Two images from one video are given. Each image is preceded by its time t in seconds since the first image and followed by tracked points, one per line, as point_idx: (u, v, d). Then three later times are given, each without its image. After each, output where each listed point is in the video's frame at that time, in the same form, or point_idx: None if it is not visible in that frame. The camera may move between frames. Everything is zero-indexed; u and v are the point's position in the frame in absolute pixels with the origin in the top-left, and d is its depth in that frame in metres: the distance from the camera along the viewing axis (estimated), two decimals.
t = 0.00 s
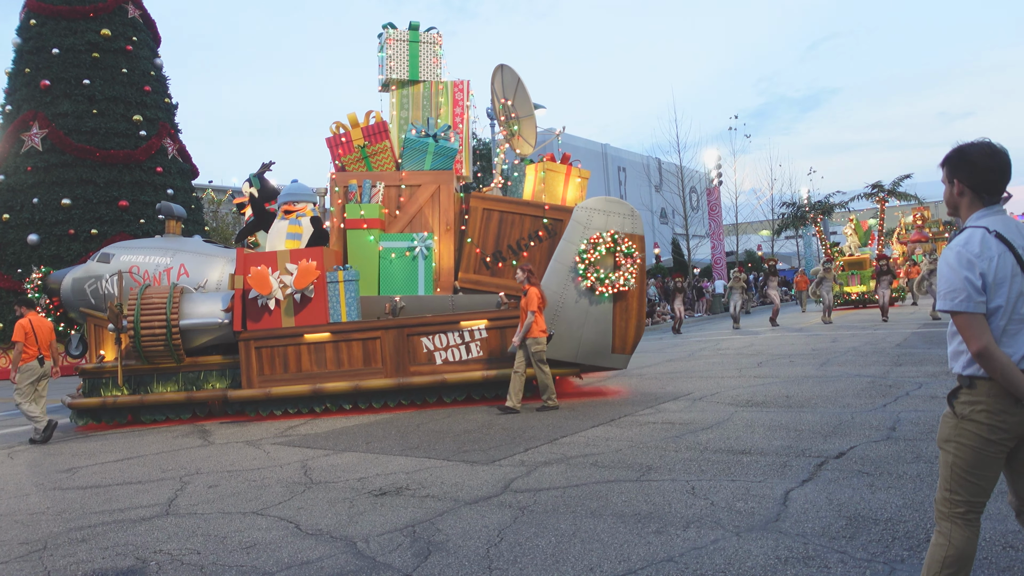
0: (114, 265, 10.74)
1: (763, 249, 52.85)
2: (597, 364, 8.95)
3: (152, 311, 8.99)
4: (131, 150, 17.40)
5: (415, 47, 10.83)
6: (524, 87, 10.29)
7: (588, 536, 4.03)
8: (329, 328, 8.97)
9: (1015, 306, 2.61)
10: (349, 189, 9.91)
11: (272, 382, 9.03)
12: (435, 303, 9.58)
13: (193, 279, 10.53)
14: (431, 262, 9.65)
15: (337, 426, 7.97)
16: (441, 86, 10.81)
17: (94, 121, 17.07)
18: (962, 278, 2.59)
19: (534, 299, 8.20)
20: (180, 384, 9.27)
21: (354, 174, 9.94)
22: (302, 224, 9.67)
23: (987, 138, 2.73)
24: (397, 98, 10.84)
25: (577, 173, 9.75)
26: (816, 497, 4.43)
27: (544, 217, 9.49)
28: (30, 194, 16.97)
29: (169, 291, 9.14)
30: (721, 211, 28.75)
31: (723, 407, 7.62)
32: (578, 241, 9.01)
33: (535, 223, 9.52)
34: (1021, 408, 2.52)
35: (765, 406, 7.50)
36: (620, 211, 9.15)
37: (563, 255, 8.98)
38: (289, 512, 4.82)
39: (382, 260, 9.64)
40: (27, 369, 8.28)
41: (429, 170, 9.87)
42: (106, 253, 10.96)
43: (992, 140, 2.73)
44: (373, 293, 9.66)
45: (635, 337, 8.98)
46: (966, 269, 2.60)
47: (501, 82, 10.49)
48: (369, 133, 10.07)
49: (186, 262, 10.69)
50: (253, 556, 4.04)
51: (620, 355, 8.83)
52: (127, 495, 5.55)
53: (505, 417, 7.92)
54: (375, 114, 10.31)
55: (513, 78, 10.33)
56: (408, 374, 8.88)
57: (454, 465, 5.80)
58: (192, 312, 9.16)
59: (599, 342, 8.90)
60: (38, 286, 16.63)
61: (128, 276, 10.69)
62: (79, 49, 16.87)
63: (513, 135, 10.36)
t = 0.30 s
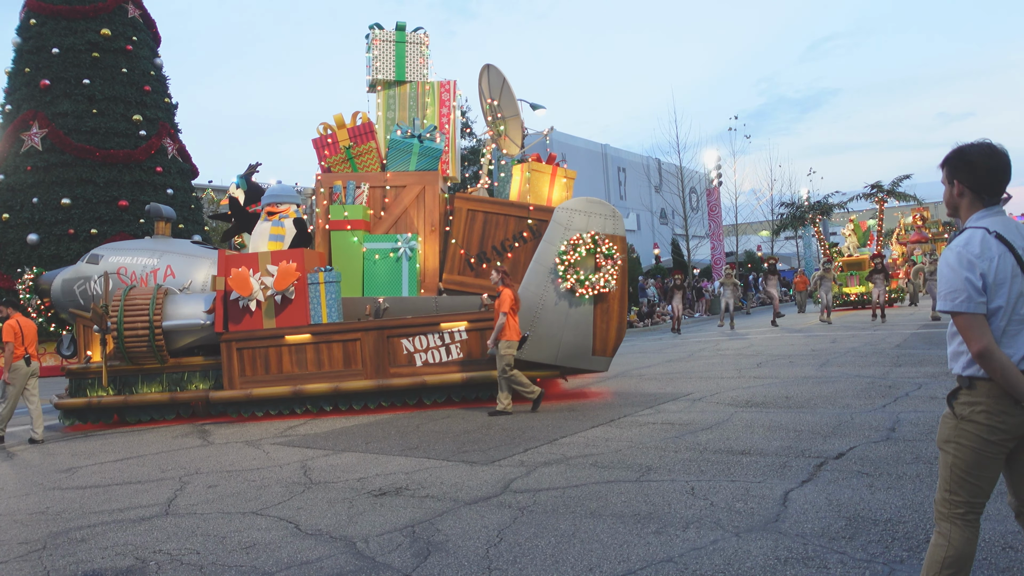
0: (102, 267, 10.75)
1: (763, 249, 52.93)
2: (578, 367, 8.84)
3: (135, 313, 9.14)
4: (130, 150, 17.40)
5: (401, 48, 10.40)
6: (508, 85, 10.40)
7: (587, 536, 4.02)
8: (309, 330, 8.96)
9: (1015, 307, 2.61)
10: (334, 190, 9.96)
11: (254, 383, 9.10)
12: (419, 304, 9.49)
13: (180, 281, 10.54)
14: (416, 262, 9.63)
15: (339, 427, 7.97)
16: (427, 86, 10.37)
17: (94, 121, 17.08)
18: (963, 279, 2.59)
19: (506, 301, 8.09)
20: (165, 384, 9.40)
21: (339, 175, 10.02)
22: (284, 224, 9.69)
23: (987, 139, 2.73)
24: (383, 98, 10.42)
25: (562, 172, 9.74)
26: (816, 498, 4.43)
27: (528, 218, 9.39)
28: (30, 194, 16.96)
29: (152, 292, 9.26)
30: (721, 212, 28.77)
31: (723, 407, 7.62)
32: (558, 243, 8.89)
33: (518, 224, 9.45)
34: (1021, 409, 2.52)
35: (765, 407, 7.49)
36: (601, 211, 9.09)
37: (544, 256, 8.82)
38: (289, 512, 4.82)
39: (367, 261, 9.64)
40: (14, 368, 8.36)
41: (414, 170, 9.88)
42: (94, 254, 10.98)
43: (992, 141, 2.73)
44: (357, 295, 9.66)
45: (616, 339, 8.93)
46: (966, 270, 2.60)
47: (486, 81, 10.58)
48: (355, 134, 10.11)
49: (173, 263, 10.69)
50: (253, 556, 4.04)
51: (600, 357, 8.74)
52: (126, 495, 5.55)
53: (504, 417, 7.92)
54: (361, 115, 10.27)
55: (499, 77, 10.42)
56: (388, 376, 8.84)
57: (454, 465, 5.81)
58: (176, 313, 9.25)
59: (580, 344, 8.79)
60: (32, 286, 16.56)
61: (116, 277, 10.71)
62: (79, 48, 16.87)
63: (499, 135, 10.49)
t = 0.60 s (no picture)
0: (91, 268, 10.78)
1: (763, 250, 52.80)
2: (559, 369, 8.75)
3: (119, 315, 9.22)
4: (131, 150, 17.41)
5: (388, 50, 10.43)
6: (495, 87, 10.37)
7: (588, 537, 4.02)
8: (291, 331, 8.99)
9: (1015, 309, 2.61)
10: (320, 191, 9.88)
11: (236, 385, 9.14)
12: (402, 305, 9.48)
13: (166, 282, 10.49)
14: (400, 264, 9.60)
15: (338, 427, 8.00)
16: (413, 87, 10.37)
17: (95, 121, 17.08)
18: (963, 280, 2.59)
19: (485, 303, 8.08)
20: (150, 385, 9.45)
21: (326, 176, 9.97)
22: (267, 226, 9.68)
23: (987, 139, 2.74)
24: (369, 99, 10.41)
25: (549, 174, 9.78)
26: (816, 499, 4.42)
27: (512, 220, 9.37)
28: (30, 194, 16.97)
29: (136, 293, 9.33)
30: (721, 213, 28.78)
31: (723, 408, 7.62)
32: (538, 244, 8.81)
33: (503, 226, 9.41)
34: (1021, 410, 2.53)
35: (766, 408, 7.49)
36: (582, 212, 9.00)
37: (523, 258, 8.76)
38: (288, 513, 4.82)
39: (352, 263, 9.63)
40: None
41: (400, 172, 9.84)
42: (85, 256, 11.02)
43: (993, 143, 2.73)
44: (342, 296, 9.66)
45: (597, 342, 8.80)
46: (967, 271, 2.60)
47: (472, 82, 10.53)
48: (341, 136, 10.08)
49: (160, 264, 10.66)
50: (253, 556, 4.04)
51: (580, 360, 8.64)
52: (126, 495, 5.55)
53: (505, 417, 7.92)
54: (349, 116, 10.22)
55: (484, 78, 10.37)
56: (368, 377, 8.84)
57: (454, 466, 5.81)
58: (159, 315, 9.33)
59: (561, 347, 8.70)
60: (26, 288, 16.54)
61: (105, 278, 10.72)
62: (79, 49, 16.87)
63: (486, 136, 10.60)
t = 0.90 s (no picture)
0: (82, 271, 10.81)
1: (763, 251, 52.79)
2: (539, 372, 8.72)
3: (105, 317, 9.32)
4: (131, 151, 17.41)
5: (375, 51, 10.41)
6: (479, 87, 10.44)
7: (589, 538, 4.02)
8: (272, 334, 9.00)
9: (1017, 309, 2.61)
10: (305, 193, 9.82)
11: (219, 387, 9.19)
12: (386, 308, 9.45)
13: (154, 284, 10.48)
14: (385, 267, 9.49)
15: (340, 429, 7.95)
16: (400, 88, 10.35)
17: (95, 122, 17.09)
18: (965, 280, 2.59)
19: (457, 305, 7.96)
20: (136, 387, 9.51)
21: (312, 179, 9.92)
22: (250, 229, 9.79)
23: (988, 140, 2.74)
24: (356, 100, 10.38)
25: (535, 176, 9.72)
26: (816, 500, 4.42)
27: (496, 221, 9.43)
28: (31, 195, 16.98)
29: (121, 296, 9.43)
30: (721, 213, 28.78)
31: (723, 409, 7.63)
32: (517, 246, 8.72)
33: (488, 227, 9.48)
34: (1022, 410, 2.53)
35: (766, 409, 7.49)
36: (564, 213, 8.91)
37: (503, 260, 8.63)
38: (289, 513, 4.82)
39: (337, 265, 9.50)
40: None
41: (386, 174, 9.84)
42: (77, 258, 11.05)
43: (993, 143, 2.73)
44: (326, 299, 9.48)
45: (577, 345, 8.78)
46: (968, 271, 2.60)
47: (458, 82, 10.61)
48: (327, 138, 10.13)
49: (149, 266, 10.65)
50: (254, 557, 4.04)
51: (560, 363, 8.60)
52: (127, 496, 5.54)
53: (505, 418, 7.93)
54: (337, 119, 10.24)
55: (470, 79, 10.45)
56: (349, 380, 8.81)
57: (454, 466, 5.81)
58: (144, 317, 9.44)
59: (541, 350, 8.66)
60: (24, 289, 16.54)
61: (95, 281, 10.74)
62: (80, 49, 16.88)
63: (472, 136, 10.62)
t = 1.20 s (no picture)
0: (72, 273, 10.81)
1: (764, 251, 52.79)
2: (519, 375, 8.68)
3: (91, 319, 9.34)
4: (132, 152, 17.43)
5: (362, 52, 10.26)
6: (463, 86, 10.43)
7: (590, 539, 4.03)
8: (254, 336, 9.01)
9: (1017, 310, 2.60)
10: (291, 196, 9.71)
11: (202, 389, 9.23)
12: (371, 310, 9.45)
13: (143, 286, 10.49)
14: (370, 268, 9.51)
15: (338, 429, 7.93)
16: (387, 90, 10.22)
17: (96, 123, 17.10)
18: (964, 281, 2.59)
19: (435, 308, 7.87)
20: (122, 389, 9.54)
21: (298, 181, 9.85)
22: (234, 231, 9.78)
23: (990, 141, 2.74)
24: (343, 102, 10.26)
25: (521, 176, 9.63)
26: (817, 501, 4.42)
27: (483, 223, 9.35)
28: (31, 196, 16.98)
29: (108, 299, 9.45)
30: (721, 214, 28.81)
31: (724, 410, 7.64)
32: (497, 248, 8.74)
33: (473, 229, 9.42)
34: (1022, 411, 2.53)
35: (767, 409, 7.49)
36: (543, 215, 8.97)
37: (483, 262, 8.66)
38: (290, 514, 4.82)
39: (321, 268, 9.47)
40: None
41: (371, 175, 9.75)
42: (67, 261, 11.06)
43: (995, 144, 2.73)
44: (310, 300, 9.48)
45: (557, 348, 8.77)
46: (968, 272, 2.60)
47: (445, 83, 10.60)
48: (315, 140, 10.05)
49: (138, 269, 10.65)
50: (255, 558, 4.04)
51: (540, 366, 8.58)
52: (127, 497, 5.54)
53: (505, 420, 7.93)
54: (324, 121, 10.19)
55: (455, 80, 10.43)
56: (330, 382, 8.82)
57: (455, 468, 5.81)
58: (131, 319, 9.49)
59: (520, 352, 8.63)
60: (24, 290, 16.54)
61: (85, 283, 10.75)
62: (81, 51, 16.90)
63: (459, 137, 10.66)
